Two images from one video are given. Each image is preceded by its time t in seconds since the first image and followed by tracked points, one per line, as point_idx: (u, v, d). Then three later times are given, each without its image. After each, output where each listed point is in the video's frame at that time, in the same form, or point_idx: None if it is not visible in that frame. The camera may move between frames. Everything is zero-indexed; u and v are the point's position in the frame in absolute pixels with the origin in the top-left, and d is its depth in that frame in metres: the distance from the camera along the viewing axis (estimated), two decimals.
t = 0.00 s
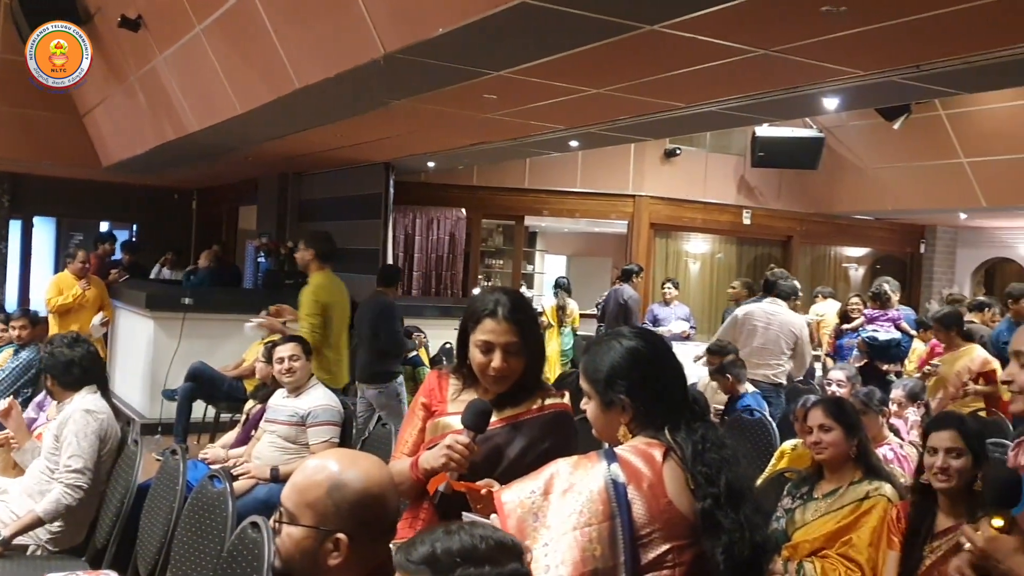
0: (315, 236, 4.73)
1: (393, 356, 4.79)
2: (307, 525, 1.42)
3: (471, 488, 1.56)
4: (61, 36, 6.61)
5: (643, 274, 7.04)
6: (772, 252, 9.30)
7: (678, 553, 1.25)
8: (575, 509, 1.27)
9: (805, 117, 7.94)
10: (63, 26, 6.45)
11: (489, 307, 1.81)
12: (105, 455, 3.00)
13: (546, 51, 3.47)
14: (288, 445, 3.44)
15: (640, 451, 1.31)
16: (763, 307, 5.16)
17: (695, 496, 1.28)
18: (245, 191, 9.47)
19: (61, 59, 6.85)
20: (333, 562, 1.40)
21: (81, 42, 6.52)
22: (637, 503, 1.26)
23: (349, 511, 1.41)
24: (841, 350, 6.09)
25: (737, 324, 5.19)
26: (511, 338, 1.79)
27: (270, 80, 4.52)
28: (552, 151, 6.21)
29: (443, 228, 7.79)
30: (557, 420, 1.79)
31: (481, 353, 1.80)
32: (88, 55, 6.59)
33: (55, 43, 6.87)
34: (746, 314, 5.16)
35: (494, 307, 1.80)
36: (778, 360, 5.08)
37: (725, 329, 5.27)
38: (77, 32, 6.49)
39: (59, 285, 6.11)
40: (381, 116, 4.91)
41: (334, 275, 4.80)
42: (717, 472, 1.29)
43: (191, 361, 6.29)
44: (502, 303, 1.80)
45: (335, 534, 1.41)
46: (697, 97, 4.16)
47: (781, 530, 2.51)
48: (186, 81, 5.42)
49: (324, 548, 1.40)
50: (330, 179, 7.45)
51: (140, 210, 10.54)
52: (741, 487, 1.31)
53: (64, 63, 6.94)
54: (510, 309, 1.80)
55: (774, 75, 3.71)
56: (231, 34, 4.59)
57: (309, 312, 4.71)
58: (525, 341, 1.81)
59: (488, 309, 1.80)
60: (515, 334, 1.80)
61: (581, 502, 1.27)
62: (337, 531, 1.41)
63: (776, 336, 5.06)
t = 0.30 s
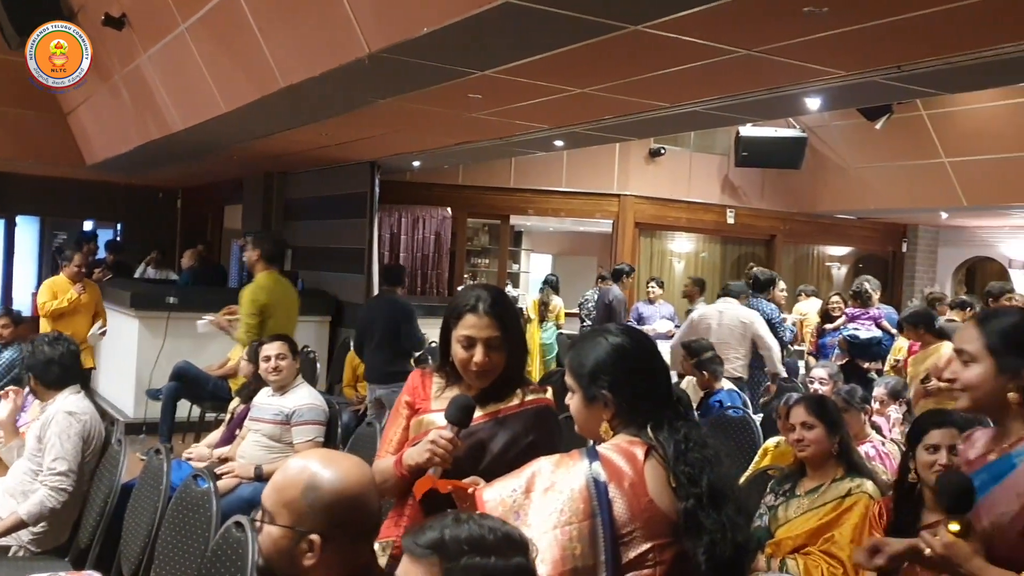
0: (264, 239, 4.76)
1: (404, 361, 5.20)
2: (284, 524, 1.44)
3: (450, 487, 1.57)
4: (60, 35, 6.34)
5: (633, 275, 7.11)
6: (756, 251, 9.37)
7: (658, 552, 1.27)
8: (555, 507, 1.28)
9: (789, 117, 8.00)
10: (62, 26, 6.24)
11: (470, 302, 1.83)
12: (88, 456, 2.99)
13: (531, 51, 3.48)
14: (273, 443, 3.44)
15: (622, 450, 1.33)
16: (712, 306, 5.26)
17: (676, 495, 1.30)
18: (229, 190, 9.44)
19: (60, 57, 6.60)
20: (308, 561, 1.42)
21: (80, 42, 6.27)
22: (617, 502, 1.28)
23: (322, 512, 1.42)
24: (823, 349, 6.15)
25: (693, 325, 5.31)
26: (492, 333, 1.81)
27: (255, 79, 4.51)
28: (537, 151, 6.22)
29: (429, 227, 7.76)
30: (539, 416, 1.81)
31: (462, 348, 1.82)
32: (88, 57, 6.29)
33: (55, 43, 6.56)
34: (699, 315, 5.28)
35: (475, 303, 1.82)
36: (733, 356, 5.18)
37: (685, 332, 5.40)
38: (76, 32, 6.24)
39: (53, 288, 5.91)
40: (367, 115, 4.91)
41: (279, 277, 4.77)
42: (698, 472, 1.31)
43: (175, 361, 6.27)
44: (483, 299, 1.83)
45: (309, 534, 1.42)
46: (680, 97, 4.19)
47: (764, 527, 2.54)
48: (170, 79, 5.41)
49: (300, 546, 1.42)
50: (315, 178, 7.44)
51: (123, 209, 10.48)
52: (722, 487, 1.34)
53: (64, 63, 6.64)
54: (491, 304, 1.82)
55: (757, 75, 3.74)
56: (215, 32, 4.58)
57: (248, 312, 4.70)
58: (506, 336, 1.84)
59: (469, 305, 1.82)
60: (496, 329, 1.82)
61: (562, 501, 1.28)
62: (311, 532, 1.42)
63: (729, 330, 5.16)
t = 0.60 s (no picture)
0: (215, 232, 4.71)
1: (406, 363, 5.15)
2: (260, 527, 1.44)
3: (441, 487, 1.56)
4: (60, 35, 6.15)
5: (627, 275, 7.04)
6: (743, 251, 9.40)
7: (647, 552, 1.27)
8: (543, 507, 1.28)
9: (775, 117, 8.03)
10: (62, 26, 6.02)
11: (457, 299, 1.84)
12: (75, 458, 2.97)
13: (518, 50, 3.48)
14: (259, 442, 3.42)
15: (611, 450, 1.33)
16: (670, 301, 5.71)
17: (665, 495, 1.30)
18: (215, 189, 9.39)
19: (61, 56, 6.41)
20: (283, 564, 1.41)
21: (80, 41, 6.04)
22: (606, 502, 1.27)
23: (294, 515, 1.41)
24: (808, 348, 6.17)
25: (655, 320, 5.72)
26: (479, 329, 1.82)
27: (240, 77, 4.49)
28: (525, 150, 6.22)
29: (416, 226, 7.75)
30: (528, 412, 1.80)
31: (450, 344, 1.82)
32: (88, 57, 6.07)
33: (55, 42, 6.45)
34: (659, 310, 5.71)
35: (462, 299, 1.83)
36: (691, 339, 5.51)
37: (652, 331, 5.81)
38: (76, 32, 6.00)
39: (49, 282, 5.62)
40: (353, 114, 4.89)
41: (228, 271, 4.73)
42: (687, 471, 1.31)
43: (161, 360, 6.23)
44: (469, 295, 1.84)
45: (283, 537, 1.41)
46: (667, 97, 4.19)
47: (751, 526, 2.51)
48: (155, 78, 5.37)
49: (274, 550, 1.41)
50: (302, 177, 7.41)
51: (108, 208, 10.41)
52: (711, 486, 1.34)
53: (64, 63, 6.45)
54: (477, 300, 1.83)
55: (743, 75, 3.75)
56: (201, 30, 4.56)
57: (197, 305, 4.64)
58: (494, 331, 1.84)
59: (455, 301, 1.84)
60: (484, 324, 1.83)
61: (550, 501, 1.28)
62: (285, 535, 1.41)
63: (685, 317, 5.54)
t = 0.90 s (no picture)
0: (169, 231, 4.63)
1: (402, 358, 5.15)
2: (243, 530, 1.43)
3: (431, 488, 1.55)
4: (60, 35, 5.95)
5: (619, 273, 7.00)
6: (731, 250, 9.43)
7: (634, 553, 1.27)
8: (529, 509, 1.28)
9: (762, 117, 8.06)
10: (62, 26, 5.81)
11: (442, 298, 1.84)
12: (63, 460, 2.95)
13: (505, 50, 3.48)
14: (246, 440, 3.43)
15: (598, 451, 1.33)
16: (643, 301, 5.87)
17: (651, 496, 1.30)
18: (202, 189, 9.35)
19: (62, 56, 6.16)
20: (267, 567, 1.41)
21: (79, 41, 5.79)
22: (592, 503, 1.27)
23: (275, 517, 1.41)
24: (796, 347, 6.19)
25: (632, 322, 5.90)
26: (465, 327, 1.82)
27: (227, 77, 4.47)
28: (513, 149, 6.22)
29: (404, 226, 7.72)
30: (517, 409, 1.79)
31: (437, 343, 1.82)
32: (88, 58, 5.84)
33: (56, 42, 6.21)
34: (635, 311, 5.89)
35: (447, 298, 1.83)
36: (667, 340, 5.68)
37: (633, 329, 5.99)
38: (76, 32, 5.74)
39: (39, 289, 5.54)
40: (340, 114, 4.88)
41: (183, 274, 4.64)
42: (674, 472, 1.32)
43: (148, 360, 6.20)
44: (454, 294, 1.84)
45: (265, 540, 1.41)
46: (654, 97, 4.20)
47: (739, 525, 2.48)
48: (141, 77, 5.35)
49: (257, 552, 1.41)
50: (289, 176, 7.39)
51: (95, 207, 10.34)
52: (698, 487, 1.34)
53: (64, 63, 6.27)
54: (463, 299, 1.83)
55: (730, 75, 3.76)
56: (187, 30, 4.54)
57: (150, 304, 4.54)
58: (480, 329, 1.84)
59: (441, 300, 1.84)
60: (470, 322, 1.83)
61: (536, 502, 1.28)
62: (267, 538, 1.41)
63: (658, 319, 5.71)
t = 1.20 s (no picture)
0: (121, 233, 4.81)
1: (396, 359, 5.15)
2: (230, 532, 1.44)
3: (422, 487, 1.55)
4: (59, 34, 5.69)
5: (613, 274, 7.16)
6: (721, 251, 9.46)
7: (620, 553, 1.28)
8: (518, 509, 1.29)
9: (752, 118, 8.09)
10: (61, 26, 5.54)
11: (432, 297, 1.85)
12: (52, 462, 2.95)
13: (495, 52, 3.49)
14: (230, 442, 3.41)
15: (585, 452, 1.34)
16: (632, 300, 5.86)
17: (638, 497, 1.32)
18: (192, 190, 9.32)
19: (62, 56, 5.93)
20: (253, 569, 1.41)
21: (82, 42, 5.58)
22: (579, 505, 1.29)
23: (260, 519, 1.41)
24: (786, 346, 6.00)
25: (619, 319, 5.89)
26: (454, 325, 1.83)
27: (217, 77, 4.47)
28: (503, 150, 6.23)
29: (395, 226, 7.73)
30: (507, 408, 1.79)
31: (426, 340, 1.84)
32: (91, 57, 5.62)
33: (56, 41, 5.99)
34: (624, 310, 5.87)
35: (437, 296, 1.84)
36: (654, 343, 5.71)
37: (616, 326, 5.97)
38: (77, 32, 5.53)
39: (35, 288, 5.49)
40: (330, 114, 4.88)
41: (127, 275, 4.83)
42: (661, 473, 1.33)
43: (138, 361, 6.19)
44: (444, 293, 1.85)
45: (251, 543, 1.41)
46: (644, 98, 4.22)
47: (728, 525, 2.49)
48: (131, 77, 5.34)
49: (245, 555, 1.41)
50: (280, 177, 7.39)
51: (85, 208, 10.31)
52: (685, 487, 1.35)
53: (64, 63, 6.06)
54: (452, 297, 1.84)
55: (720, 77, 3.79)
56: (177, 30, 4.54)
57: (95, 308, 4.73)
58: (470, 328, 1.85)
59: (431, 299, 1.85)
60: (459, 321, 1.84)
61: (524, 504, 1.29)
62: (253, 541, 1.41)
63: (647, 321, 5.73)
